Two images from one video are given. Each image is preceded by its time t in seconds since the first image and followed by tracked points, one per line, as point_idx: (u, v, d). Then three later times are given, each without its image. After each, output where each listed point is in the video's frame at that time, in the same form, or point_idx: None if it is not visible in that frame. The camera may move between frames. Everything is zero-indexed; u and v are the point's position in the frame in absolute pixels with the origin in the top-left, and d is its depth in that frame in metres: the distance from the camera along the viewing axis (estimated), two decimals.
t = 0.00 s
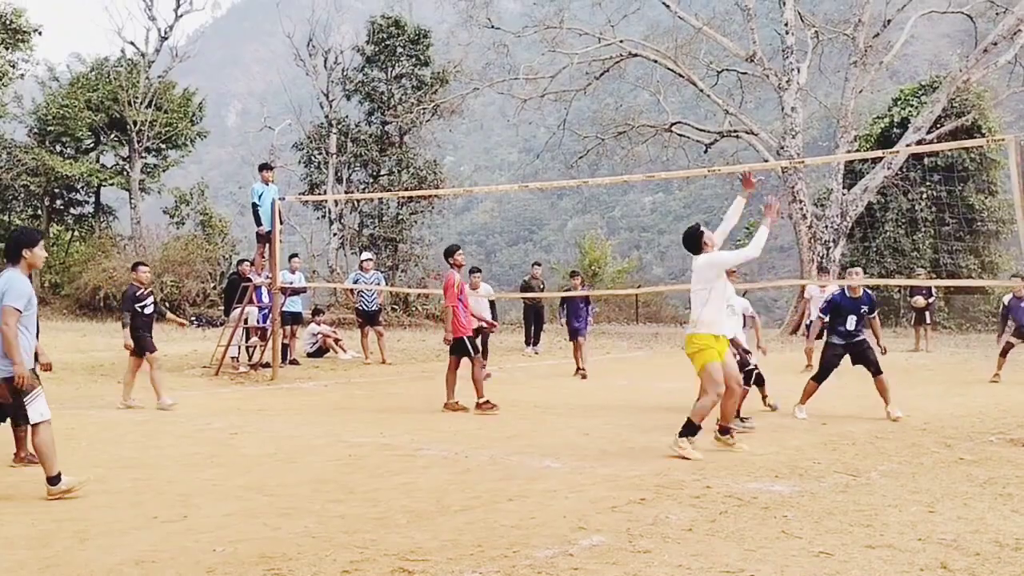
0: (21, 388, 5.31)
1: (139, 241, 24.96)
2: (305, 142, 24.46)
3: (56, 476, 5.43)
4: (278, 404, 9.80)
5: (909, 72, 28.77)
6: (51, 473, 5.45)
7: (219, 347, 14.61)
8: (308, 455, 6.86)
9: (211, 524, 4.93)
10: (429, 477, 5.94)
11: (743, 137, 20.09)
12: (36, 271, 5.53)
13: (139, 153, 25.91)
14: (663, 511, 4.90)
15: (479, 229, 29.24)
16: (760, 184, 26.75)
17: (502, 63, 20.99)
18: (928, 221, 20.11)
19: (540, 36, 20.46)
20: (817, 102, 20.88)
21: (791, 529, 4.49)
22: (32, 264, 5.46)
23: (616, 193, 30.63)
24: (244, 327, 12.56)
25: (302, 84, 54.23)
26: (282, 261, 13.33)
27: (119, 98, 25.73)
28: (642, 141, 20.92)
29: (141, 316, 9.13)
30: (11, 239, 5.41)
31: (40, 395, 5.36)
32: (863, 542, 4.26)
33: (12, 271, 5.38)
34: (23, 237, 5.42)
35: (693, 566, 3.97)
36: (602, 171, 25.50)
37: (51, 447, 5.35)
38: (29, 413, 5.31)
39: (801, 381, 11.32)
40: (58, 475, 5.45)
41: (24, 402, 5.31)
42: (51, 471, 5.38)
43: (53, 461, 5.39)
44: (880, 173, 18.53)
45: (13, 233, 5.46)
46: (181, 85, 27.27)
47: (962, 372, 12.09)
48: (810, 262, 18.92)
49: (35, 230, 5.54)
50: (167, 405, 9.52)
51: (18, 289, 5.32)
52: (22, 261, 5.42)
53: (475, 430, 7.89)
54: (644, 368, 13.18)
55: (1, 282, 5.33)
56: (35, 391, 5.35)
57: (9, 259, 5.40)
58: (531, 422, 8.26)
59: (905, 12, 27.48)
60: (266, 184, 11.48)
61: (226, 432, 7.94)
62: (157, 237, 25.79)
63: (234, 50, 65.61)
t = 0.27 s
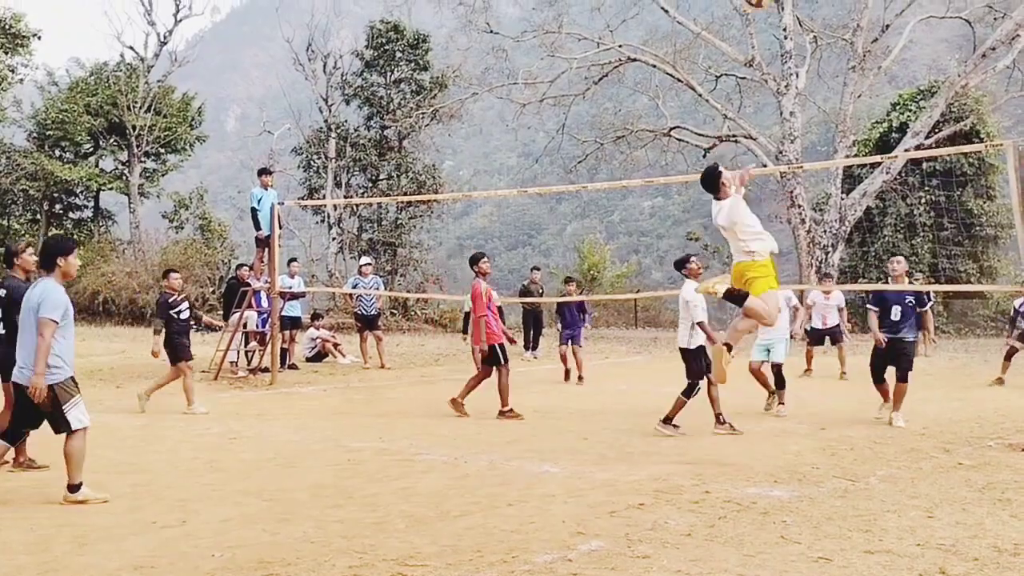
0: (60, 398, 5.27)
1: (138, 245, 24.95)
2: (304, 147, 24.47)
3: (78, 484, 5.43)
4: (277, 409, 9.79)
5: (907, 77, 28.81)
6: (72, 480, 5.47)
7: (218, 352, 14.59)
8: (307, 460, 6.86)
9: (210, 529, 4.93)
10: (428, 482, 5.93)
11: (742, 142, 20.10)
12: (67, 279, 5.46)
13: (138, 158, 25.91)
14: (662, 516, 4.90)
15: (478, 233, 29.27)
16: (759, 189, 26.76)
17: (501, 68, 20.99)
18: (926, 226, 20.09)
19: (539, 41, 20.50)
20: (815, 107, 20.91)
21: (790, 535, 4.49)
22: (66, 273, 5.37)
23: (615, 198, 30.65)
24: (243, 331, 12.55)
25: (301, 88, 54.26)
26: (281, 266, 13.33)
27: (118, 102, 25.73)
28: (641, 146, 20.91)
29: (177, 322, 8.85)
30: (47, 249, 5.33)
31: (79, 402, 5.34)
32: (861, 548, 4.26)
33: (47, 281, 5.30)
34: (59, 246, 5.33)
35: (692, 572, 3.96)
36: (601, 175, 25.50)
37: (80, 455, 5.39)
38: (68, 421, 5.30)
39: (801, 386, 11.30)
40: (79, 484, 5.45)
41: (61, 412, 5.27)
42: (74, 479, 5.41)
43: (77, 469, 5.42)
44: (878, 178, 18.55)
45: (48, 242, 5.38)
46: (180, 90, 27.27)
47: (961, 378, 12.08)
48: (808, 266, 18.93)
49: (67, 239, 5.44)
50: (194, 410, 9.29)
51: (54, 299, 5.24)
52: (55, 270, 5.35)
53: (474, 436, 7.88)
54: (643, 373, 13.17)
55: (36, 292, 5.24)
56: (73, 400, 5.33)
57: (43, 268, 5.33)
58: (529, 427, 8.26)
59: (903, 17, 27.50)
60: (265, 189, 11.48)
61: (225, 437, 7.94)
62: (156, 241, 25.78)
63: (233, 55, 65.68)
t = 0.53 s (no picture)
0: (75, 395, 5.33)
1: (136, 247, 24.94)
2: (302, 149, 24.47)
3: (76, 486, 5.47)
4: (274, 411, 9.78)
5: (905, 80, 28.87)
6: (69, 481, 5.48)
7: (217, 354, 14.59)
8: (305, 462, 6.86)
9: (209, 531, 4.93)
10: (427, 484, 5.94)
11: (741, 144, 20.12)
12: (95, 274, 5.54)
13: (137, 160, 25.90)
14: (660, 519, 4.91)
15: (476, 235, 29.29)
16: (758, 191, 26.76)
17: (499, 71, 20.99)
18: (924, 228, 20.11)
19: (537, 43, 20.52)
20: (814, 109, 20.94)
21: (788, 537, 4.49)
22: (93, 269, 5.50)
23: (614, 200, 30.67)
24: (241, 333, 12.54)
25: (300, 91, 54.29)
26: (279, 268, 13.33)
27: (116, 104, 25.73)
28: (639, 148, 20.92)
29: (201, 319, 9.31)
30: (78, 244, 5.43)
31: (90, 404, 5.38)
32: (859, 549, 4.27)
33: (76, 276, 5.38)
34: (92, 242, 5.44)
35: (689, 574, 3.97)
36: (599, 177, 25.52)
37: (77, 458, 5.40)
38: (76, 421, 5.34)
39: (799, 388, 11.31)
40: (76, 486, 5.48)
41: (76, 409, 5.33)
42: (71, 482, 5.43)
43: (75, 472, 5.44)
44: (877, 180, 18.57)
45: (79, 237, 5.48)
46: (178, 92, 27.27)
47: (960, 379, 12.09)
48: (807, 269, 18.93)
49: (97, 235, 5.56)
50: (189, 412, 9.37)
51: (82, 294, 5.30)
52: (85, 266, 5.45)
53: (472, 437, 7.89)
54: (641, 375, 13.19)
55: (65, 286, 5.31)
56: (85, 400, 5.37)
57: (73, 262, 5.42)
58: (527, 429, 8.26)
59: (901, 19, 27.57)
60: (264, 191, 11.48)
61: (223, 439, 7.94)
62: (155, 243, 25.78)
63: (232, 57, 65.68)
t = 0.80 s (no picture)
0: (96, 395, 5.37)
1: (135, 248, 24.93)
2: (301, 150, 24.45)
3: (74, 487, 5.44)
4: (273, 412, 9.78)
5: (903, 81, 28.93)
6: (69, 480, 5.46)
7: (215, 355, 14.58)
8: (304, 462, 6.86)
9: (207, 531, 4.92)
10: (426, 485, 5.94)
11: (739, 145, 20.13)
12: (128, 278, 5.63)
13: (135, 160, 25.87)
14: (658, 519, 4.90)
15: (475, 236, 29.30)
16: (756, 192, 26.79)
17: (498, 71, 20.98)
18: (923, 229, 20.12)
19: (536, 44, 20.50)
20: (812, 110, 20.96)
21: (786, 537, 4.49)
22: (126, 274, 5.59)
23: (612, 201, 30.68)
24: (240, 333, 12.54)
25: (298, 92, 54.31)
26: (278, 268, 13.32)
27: (114, 104, 25.70)
28: (638, 149, 20.93)
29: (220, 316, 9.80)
30: (115, 246, 5.51)
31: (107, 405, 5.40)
32: (857, 550, 4.27)
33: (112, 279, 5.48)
34: (128, 247, 5.53)
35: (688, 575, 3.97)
36: (598, 178, 25.52)
37: (81, 458, 5.39)
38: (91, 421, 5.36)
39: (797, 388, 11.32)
40: (75, 486, 5.46)
41: (95, 410, 5.36)
42: (71, 481, 5.40)
43: (76, 472, 5.41)
44: (875, 181, 18.58)
45: (116, 238, 5.55)
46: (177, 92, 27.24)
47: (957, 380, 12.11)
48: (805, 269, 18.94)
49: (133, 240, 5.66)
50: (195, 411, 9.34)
51: (118, 297, 5.40)
52: (119, 270, 5.54)
53: (470, 438, 7.89)
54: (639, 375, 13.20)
55: (102, 289, 5.41)
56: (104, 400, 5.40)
57: (109, 265, 5.51)
58: (525, 430, 8.25)
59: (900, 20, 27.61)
60: (262, 191, 11.47)
61: (222, 439, 7.93)
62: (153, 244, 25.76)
63: (231, 57, 65.65)
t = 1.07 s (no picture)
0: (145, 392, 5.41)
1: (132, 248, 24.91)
2: (298, 150, 24.43)
3: (108, 464, 5.50)
4: (270, 411, 9.77)
5: (901, 80, 28.97)
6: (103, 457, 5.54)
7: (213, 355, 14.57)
8: (302, 462, 6.85)
9: (205, 531, 4.91)
10: (424, 485, 5.93)
11: (737, 145, 20.14)
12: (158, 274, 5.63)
13: (132, 160, 25.84)
14: (656, 519, 4.90)
15: (472, 236, 29.31)
16: (754, 192, 26.81)
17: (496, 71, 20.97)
18: (920, 229, 20.13)
19: (533, 45, 20.49)
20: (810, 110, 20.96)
21: (784, 537, 4.49)
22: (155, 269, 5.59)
23: (610, 201, 30.69)
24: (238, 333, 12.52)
25: (296, 91, 54.30)
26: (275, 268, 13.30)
27: (112, 104, 25.68)
28: (636, 149, 20.93)
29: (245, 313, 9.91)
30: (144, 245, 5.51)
31: (162, 399, 5.45)
32: (855, 550, 4.26)
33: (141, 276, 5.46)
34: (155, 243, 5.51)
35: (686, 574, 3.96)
36: (596, 178, 25.51)
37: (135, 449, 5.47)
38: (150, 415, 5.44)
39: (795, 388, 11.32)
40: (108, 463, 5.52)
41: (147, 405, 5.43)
42: (108, 459, 5.48)
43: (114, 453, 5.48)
44: (872, 181, 18.59)
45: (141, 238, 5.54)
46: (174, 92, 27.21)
47: (955, 380, 12.11)
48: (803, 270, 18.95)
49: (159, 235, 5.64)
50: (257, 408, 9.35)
51: (147, 292, 5.39)
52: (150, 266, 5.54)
53: (468, 437, 7.88)
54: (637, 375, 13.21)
55: (130, 286, 5.40)
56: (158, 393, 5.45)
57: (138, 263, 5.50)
58: (522, 430, 8.24)
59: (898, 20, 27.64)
60: (260, 191, 11.47)
61: (219, 439, 7.92)
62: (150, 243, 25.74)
63: (229, 57, 65.62)
